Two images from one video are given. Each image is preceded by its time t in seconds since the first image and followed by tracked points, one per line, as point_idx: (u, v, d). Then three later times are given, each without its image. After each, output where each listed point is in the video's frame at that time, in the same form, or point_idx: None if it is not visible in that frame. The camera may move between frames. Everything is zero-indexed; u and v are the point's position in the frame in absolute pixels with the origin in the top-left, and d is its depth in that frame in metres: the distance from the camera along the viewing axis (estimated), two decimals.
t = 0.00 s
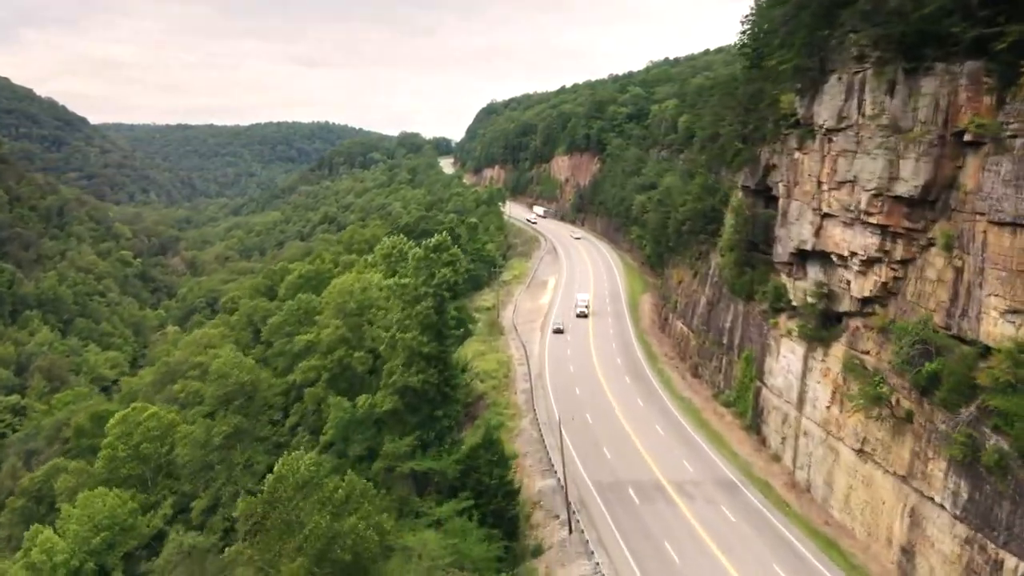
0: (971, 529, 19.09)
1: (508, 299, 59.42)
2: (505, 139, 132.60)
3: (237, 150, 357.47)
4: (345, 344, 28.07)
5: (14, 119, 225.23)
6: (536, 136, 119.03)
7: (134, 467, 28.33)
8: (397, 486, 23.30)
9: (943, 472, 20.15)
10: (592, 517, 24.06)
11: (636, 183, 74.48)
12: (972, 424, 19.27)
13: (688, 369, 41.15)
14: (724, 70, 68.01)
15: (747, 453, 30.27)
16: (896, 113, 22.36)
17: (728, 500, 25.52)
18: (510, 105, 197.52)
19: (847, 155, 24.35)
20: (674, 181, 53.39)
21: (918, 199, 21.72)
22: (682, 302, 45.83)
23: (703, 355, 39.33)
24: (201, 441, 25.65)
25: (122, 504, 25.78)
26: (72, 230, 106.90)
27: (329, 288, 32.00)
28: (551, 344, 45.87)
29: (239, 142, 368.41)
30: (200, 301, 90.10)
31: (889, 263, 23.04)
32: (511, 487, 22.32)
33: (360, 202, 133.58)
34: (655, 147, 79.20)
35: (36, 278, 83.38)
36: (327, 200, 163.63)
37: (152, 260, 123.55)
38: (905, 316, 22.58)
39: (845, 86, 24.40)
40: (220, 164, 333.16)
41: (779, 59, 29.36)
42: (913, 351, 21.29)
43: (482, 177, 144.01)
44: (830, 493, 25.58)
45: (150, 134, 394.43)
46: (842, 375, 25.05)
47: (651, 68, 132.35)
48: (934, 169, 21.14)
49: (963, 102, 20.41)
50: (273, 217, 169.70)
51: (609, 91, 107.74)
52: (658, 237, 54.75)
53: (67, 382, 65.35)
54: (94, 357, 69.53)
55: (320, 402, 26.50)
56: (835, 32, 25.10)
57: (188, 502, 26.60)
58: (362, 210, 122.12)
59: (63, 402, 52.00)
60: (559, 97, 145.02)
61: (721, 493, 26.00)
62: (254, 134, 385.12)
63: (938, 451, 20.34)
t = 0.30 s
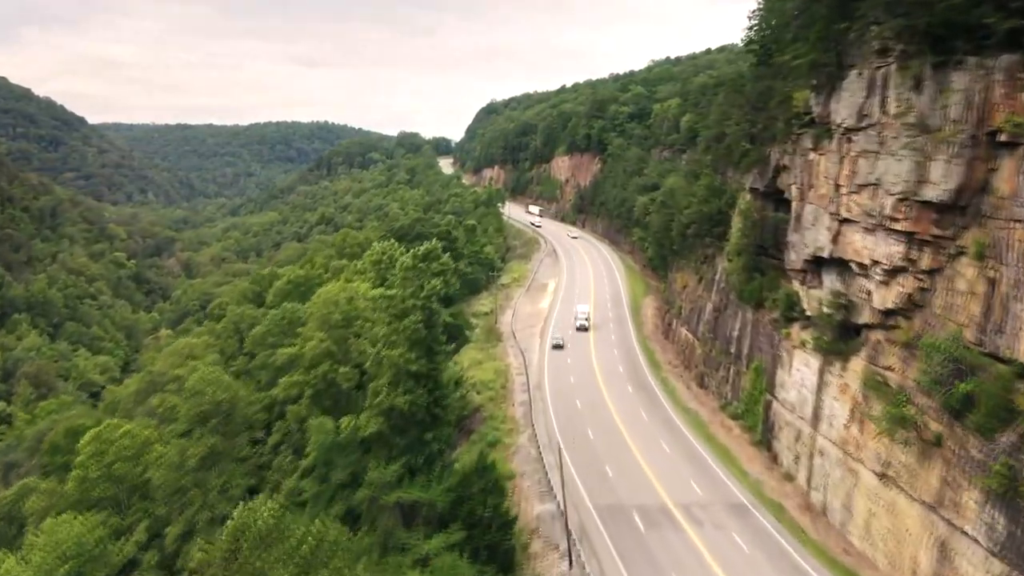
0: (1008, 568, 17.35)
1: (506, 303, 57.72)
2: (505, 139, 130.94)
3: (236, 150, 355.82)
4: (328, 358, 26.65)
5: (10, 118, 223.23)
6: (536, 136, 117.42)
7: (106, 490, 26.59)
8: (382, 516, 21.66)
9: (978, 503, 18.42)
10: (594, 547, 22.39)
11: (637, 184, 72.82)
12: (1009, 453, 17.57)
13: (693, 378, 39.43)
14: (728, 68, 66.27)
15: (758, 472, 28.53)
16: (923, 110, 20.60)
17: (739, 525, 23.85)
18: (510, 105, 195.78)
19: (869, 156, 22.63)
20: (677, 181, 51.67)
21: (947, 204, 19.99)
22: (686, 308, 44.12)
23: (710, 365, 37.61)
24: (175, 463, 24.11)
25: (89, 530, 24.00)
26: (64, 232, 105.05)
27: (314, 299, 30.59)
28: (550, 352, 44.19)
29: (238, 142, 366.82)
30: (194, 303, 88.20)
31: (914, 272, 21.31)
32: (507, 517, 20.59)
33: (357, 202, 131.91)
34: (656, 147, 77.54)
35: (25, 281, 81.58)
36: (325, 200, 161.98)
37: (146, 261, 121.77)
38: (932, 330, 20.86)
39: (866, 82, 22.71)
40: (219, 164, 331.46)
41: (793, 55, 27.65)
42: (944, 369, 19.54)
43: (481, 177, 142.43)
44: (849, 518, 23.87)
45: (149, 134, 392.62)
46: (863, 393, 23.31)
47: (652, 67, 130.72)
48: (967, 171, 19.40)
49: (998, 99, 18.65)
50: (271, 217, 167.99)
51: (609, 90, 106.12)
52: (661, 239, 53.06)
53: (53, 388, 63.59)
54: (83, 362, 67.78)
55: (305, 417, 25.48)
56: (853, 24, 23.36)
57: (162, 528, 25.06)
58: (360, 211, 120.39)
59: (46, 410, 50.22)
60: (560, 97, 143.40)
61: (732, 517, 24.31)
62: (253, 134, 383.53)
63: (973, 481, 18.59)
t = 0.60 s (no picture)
0: None
1: (504, 307, 56.14)
2: (505, 139, 129.29)
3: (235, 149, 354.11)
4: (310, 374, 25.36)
5: (7, 118, 221.09)
6: (536, 136, 115.81)
7: (77, 513, 25.17)
8: (365, 552, 19.99)
9: (1017, 540, 16.72)
10: None
11: (639, 184, 71.18)
12: None
13: (699, 390, 37.74)
14: (732, 66, 64.61)
15: (770, 492, 26.83)
16: (955, 108, 18.91)
17: (752, 554, 22.19)
18: (509, 105, 194.50)
19: (894, 157, 20.97)
20: (681, 183, 49.92)
21: (983, 210, 18.29)
22: (691, 315, 42.48)
23: (716, 376, 35.96)
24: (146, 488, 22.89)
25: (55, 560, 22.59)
26: (57, 233, 103.21)
27: (298, 308, 29.30)
28: (550, 360, 42.57)
29: (237, 142, 365.12)
30: (187, 305, 86.45)
31: (943, 284, 19.64)
32: (501, 552, 19.08)
33: (355, 203, 130.23)
34: (658, 147, 75.91)
35: (14, 283, 79.80)
36: (323, 200, 160.28)
37: (141, 262, 120.00)
38: (964, 347, 19.17)
39: (891, 78, 21.10)
40: (218, 164, 329.77)
41: (808, 50, 26.02)
42: (979, 392, 17.82)
43: (480, 177, 140.82)
44: (870, 547, 22.19)
45: (148, 134, 390.86)
46: (886, 413, 21.67)
47: (653, 66, 129.12)
48: (1005, 174, 17.73)
49: None
50: (269, 218, 166.27)
51: (610, 89, 104.54)
52: (664, 242, 51.43)
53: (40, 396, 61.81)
54: (72, 368, 66.06)
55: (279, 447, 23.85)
56: (875, 16, 21.74)
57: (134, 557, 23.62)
58: (358, 211, 118.69)
59: (28, 419, 48.48)
60: (560, 96, 141.79)
61: (743, 546, 22.66)
62: (252, 134, 381.92)
63: (1013, 516, 16.89)
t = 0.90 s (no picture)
0: None
1: (502, 312, 54.61)
2: (504, 139, 127.59)
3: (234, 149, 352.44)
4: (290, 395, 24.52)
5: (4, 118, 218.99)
6: (536, 136, 114.09)
7: (45, 539, 23.40)
8: None
9: None
10: None
11: (641, 185, 69.50)
12: None
13: (706, 402, 36.14)
14: (737, 65, 62.99)
15: (783, 517, 25.10)
16: (993, 105, 17.21)
17: None
18: (509, 105, 192.72)
19: (923, 160, 19.31)
20: (685, 185, 48.26)
21: None
22: (696, 323, 40.86)
23: (724, 388, 34.32)
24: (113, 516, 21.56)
25: None
26: (49, 235, 101.50)
27: (279, 322, 28.43)
28: (549, 370, 40.97)
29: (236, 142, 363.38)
30: (180, 309, 84.64)
31: (977, 298, 17.95)
32: None
33: (353, 204, 128.45)
34: (661, 147, 74.23)
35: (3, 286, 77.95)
36: (321, 201, 158.56)
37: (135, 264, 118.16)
38: (1000, 367, 17.45)
39: (919, 74, 19.48)
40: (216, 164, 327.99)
41: (827, 45, 24.38)
42: (1020, 419, 16.03)
43: (479, 177, 139.06)
44: None
45: (147, 134, 389.09)
46: (912, 436, 19.96)
47: (655, 66, 127.45)
48: None
49: None
50: (266, 219, 164.47)
51: (611, 89, 102.86)
52: (667, 245, 49.80)
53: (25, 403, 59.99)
54: (60, 374, 64.22)
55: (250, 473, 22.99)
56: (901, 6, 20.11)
57: None
58: (355, 212, 116.94)
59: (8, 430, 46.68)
60: (561, 96, 140.04)
61: None
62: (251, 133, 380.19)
63: None
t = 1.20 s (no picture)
0: None
1: (499, 317, 53.01)
2: (504, 139, 125.92)
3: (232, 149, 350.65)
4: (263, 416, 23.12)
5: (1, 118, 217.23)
6: (536, 135, 112.43)
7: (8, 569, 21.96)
8: None
9: None
10: None
11: (643, 186, 67.86)
12: None
13: (713, 414, 34.52)
14: (741, 63, 61.41)
15: (799, 544, 23.37)
16: None
17: None
18: (509, 104, 190.94)
19: (957, 162, 17.65)
20: (689, 186, 46.66)
21: None
22: (702, 330, 39.22)
23: (732, 400, 32.67)
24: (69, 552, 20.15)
25: None
26: (41, 236, 99.73)
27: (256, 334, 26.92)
28: (548, 380, 39.35)
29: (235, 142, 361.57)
30: (173, 311, 82.85)
31: (1018, 315, 16.25)
32: None
33: (350, 204, 126.71)
34: (663, 147, 72.59)
35: None
36: (319, 201, 156.76)
37: (129, 266, 116.36)
38: None
39: (952, 68, 17.85)
40: (215, 163, 326.18)
41: (846, 37, 22.75)
42: None
43: (479, 178, 137.32)
44: None
45: (145, 133, 387.31)
46: (943, 462, 18.28)
47: (656, 65, 125.76)
48: None
49: None
50: (264, 219, 162.70)
51: (612, 88, 101.18)
52: (670, 248, 48.19)
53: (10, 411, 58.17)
54: (47, 381, 62.33)
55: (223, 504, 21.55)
56: None
57: None
58: (353, 213, 115.22)
59: None
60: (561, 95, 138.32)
61: None
62: (250, 133, 378.45)
63: None
